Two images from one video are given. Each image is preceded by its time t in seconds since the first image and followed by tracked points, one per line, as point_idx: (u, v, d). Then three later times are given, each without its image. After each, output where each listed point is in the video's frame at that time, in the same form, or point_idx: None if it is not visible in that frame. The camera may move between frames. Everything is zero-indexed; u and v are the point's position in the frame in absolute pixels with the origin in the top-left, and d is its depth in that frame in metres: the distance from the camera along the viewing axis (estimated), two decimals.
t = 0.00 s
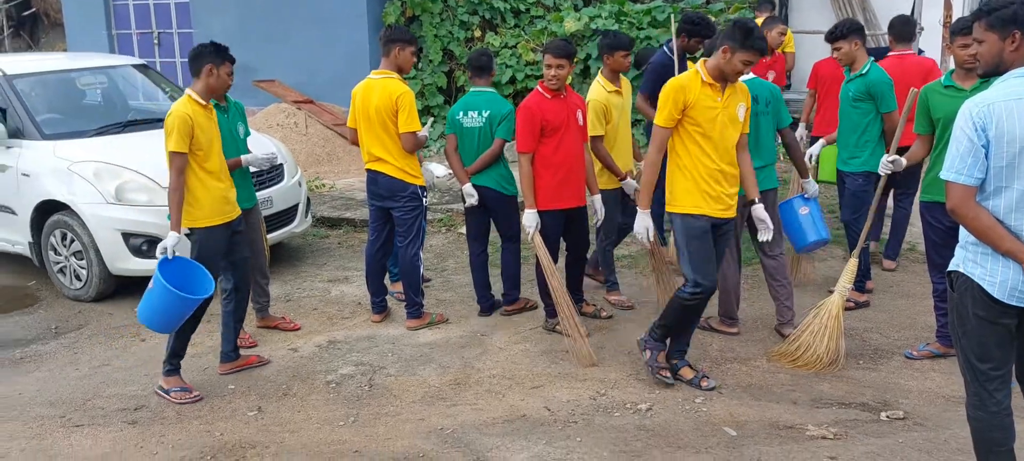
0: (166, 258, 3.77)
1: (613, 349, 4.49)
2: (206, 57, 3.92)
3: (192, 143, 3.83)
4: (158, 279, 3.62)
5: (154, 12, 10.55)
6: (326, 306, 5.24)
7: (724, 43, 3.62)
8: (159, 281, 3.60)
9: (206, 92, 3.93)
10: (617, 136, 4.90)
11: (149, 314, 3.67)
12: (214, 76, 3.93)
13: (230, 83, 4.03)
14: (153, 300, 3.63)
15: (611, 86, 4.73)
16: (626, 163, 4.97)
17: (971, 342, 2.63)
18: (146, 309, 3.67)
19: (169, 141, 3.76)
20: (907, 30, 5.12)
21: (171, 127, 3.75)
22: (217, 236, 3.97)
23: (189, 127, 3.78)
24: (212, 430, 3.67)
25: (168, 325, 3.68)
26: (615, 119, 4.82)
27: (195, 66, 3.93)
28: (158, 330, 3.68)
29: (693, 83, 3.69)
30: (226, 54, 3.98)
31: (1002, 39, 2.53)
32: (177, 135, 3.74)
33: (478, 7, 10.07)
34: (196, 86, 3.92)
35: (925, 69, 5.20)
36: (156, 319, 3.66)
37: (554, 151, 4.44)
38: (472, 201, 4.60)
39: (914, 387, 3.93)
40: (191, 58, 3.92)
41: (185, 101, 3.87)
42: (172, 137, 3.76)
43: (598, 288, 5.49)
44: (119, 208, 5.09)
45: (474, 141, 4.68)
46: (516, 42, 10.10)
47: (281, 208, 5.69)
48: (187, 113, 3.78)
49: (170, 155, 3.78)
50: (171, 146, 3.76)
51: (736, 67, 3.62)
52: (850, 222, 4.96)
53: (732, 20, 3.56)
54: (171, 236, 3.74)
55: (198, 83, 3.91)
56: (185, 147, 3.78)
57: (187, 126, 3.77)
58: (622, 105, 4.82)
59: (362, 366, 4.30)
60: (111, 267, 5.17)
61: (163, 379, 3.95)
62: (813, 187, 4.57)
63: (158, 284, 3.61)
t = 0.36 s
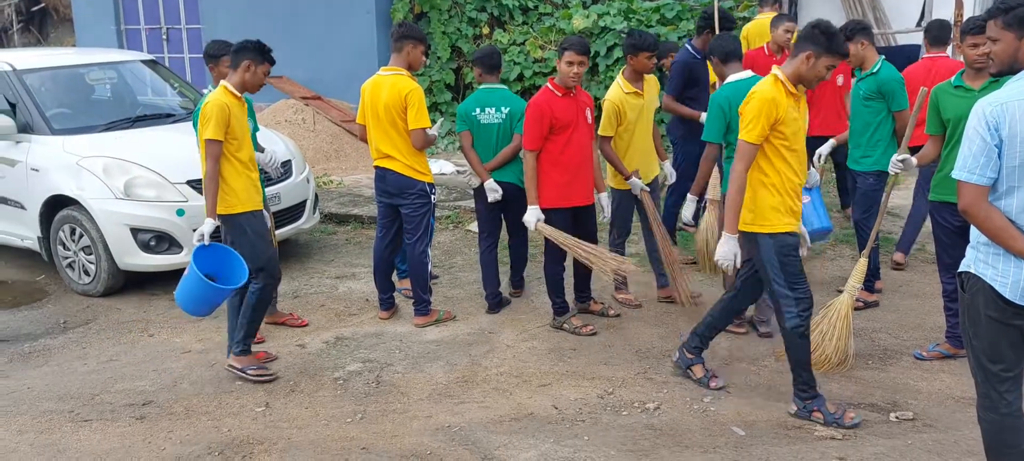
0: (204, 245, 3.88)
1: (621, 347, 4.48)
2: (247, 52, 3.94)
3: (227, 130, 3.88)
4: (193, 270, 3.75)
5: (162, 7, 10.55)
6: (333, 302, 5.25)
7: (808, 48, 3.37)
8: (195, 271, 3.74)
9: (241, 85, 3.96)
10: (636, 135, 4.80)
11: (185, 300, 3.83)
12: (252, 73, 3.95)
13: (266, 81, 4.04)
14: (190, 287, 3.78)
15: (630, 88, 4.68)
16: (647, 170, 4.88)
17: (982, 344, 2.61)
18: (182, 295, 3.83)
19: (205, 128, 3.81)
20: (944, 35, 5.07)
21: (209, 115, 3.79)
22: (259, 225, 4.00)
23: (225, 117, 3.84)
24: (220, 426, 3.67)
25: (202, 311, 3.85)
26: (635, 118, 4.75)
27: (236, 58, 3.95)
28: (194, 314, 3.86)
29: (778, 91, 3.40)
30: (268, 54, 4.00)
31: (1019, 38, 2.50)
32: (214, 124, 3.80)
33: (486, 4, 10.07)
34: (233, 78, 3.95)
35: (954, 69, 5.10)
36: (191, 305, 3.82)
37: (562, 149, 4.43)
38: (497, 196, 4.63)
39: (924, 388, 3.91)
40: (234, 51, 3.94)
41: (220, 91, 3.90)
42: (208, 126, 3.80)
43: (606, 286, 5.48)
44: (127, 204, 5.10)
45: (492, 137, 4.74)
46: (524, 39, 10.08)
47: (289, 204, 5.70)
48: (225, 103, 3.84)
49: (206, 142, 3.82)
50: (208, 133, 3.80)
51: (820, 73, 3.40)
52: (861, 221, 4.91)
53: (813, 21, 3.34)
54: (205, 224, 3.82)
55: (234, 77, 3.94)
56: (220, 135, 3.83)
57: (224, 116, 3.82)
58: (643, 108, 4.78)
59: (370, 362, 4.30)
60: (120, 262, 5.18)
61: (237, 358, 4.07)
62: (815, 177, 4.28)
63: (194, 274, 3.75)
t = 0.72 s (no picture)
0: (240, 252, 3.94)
1: (612, 350, 4.47)
2: (269, 59, 4.06)
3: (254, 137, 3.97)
4: (229, 271, 3.84)
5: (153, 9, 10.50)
6: (323, 306, 5.23)
7: (880, 44, 3.30)
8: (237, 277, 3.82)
9: (260, 91, 4.08)
10: (644, 134, 4.73)
11: (211, 302, 3.89)
12: (270, 79, 4.07)
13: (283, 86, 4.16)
14: (222, 289, 3.85)
15: (639, 87, 4.67)
16: (656, 174, 4.79)
17: (971, 347, 2.61)
18: (210, 296, 3.89)
19: (236, 135, 3.88)
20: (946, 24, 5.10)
21: (240, 122, 3.87)
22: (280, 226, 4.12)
23: (253, 123, 3.92)
24: (208, 431, 3.65)
25: (227, 314, 3.93)
26: (642, 117, 4.71)
27: (256, 64, 4.06)
28: (217, 316, 3.93)
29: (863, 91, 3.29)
30: (288, 62, 4.14)
31: (1007, 42, 2.51)
32: (247, 130, 3.89)
33: (478, 5, 10.07)
34: (251, 83, 4.07)
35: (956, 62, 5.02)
36: (218, 307, 3.90)
37: (556, 153, 4.42)
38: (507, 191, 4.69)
39: (914, 390, 3.91)
40: (255, 57, 4.06)
41: (241, 97, 3.97)
42: (240, 132, 3.88)
43: (597, 288, 5.47)
44: (116, 207, 5.07)
45: (497, 135, 4.80)
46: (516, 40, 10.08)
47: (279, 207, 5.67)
48: (253, 109, 3.93)
49: (234, 148, 3.89)
50: (240, 140, 3.88)
51: (887, 67, 3.37)
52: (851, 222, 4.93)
53: (880, 17, 3.30)
54: (240, 230, 3.90)
55: (253, 83, 4.06)
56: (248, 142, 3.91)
57: (253, 122, 3.92)
58: (656, 109, 4.73)
59: (360, 367, 4.28)
60: (108, 266, 5.15)
61: (320, 354, 4.23)
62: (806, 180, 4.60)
63: (231, 277, 3.83)
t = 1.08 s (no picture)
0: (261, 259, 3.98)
1: (569, 353, 4.49)
2: (259, 60, 4.09)
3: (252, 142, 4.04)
4: (262, 277, 3.85)
5: (101, 12, 10.27)
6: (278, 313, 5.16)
7: (898, 52, 3.47)
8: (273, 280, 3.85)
9: (253, 94, 4.13)
10: (612, 138, 4.72)
11: (253, 312, 3.89)
12: (263, 80, 4.12)
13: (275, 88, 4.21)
14: (261, 297, 3.87)
15: (609, 91, 4.67)
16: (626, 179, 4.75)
17: (915, 347, 2.66)
18: (250, 308, 3.89)
19: (237, 141, 3.96)
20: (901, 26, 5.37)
21: (240, 127, 3.95)
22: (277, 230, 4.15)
23: (252, 129, 4.00)
24: (158, 444, 3.58)
25: (273, 318, 3.94)
26: (609, 122, 4.69)
27: (247, 66, 4.10)
28: (263, 324, 3.93)
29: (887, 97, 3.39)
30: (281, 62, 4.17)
31: (944, 48, 2.56)
32: (247, 134, 3.97)
33: (434, 9, 10.06)
34: (244, 85, 4.12)
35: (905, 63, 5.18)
36: (262, 315, 3.91)
37: (516, 158, 4.42)
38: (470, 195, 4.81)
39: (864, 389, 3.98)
40: (246, 59, 4.09)
41: (236, 99, 4.04)
42: (240, 138, 3.95)
43: (555, 292, 5.48)
44: (62, 215, 4.95)
45: (455, 138, 4.91)
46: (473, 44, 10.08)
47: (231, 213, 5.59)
48: (250, 115, 3.99)
49: (235, 155, 3.96)
50: (239, 146, 3.95)
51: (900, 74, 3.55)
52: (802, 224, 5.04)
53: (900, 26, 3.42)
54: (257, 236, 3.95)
55: (247, 85, 4.10)
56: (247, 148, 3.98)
57: (251, 126, 4.00)
58: (625, 114, 4.69)
59: (315, 375, 4.23)
60: (54, 275, 5.03)
61: (279, 363, 4.19)
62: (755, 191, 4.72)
63: (266, 281, 3.85)
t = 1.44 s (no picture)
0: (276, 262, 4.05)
1: (529, 357, 4.50)
2: (247, 66, 4.16)
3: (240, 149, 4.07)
4: (281, 273, 3.98)
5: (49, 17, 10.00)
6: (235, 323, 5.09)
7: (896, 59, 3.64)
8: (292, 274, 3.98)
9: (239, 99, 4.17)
10: (576, 142, 4.71)
11: (282, 309, 4.04)
12: (250, 85, 4.18)
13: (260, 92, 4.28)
14: (285, 292, 4.01)
15: (572, 95, 4.68)
16: (586, 185, 4.72)
17: (865, 344, 2.72)
18: (278, 306, 4.03)
19: (225, 145, 3.98)
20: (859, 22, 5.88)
21: (228, 131, 3.97)
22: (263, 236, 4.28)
23: (240, 135, 4.02)
24: (112, 458, 3.50)
25: (301, 309, 4.10)
26: (572, 127, 4.70)
27: (235, 72, 4.16)
28: (293, 317, 4.09)
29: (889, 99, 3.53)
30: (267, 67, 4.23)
31: (889, 52, 2.62)
32: (236, 139, 3.99)
33: (392, 13, 10.05)
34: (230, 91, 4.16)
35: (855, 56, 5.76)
36: (289, 310, 4.05)
37: (477, 164, 4.41)
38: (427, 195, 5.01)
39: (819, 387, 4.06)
40: (234, 64, 4.16)
41: (223, 103, 4.07)
42: (229, 143, 3.98)
43: (515, 296, 5.49)
44: (8, 226, 4.81)
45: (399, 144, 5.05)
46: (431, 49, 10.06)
47: (186, 222, 5.51)
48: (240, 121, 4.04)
49: (224, 160, 3.98)
50: (228, 150, 3.98)
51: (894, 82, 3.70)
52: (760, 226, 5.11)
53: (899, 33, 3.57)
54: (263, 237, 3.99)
55: (235, 89, 4.14)
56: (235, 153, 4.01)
57: (239, 131, 4.03)
58: (586, 120, 4.69)
59: (273, 384, 4.18)
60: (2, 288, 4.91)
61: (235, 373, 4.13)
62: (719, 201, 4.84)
63: (286, 276, 3.99)
